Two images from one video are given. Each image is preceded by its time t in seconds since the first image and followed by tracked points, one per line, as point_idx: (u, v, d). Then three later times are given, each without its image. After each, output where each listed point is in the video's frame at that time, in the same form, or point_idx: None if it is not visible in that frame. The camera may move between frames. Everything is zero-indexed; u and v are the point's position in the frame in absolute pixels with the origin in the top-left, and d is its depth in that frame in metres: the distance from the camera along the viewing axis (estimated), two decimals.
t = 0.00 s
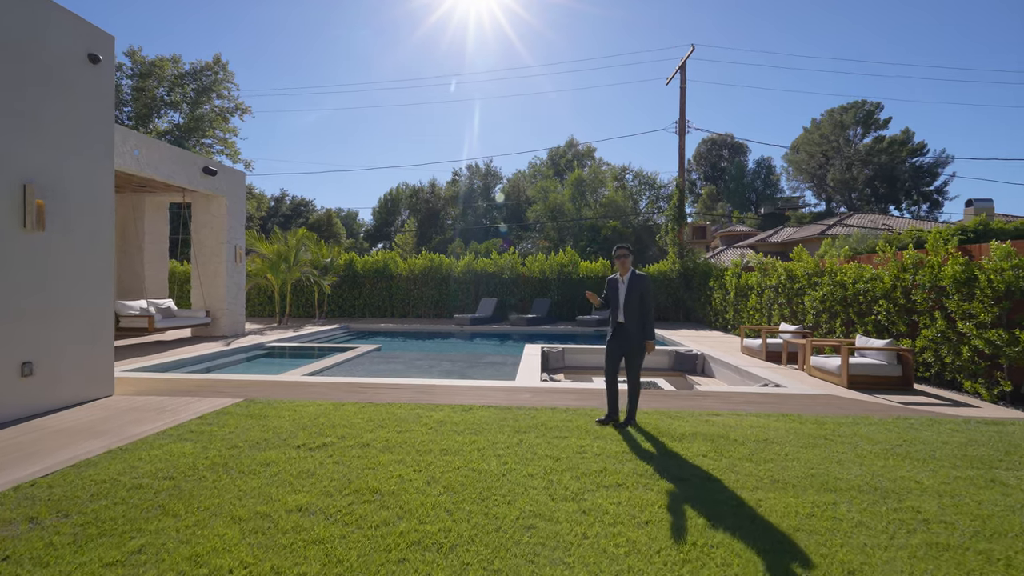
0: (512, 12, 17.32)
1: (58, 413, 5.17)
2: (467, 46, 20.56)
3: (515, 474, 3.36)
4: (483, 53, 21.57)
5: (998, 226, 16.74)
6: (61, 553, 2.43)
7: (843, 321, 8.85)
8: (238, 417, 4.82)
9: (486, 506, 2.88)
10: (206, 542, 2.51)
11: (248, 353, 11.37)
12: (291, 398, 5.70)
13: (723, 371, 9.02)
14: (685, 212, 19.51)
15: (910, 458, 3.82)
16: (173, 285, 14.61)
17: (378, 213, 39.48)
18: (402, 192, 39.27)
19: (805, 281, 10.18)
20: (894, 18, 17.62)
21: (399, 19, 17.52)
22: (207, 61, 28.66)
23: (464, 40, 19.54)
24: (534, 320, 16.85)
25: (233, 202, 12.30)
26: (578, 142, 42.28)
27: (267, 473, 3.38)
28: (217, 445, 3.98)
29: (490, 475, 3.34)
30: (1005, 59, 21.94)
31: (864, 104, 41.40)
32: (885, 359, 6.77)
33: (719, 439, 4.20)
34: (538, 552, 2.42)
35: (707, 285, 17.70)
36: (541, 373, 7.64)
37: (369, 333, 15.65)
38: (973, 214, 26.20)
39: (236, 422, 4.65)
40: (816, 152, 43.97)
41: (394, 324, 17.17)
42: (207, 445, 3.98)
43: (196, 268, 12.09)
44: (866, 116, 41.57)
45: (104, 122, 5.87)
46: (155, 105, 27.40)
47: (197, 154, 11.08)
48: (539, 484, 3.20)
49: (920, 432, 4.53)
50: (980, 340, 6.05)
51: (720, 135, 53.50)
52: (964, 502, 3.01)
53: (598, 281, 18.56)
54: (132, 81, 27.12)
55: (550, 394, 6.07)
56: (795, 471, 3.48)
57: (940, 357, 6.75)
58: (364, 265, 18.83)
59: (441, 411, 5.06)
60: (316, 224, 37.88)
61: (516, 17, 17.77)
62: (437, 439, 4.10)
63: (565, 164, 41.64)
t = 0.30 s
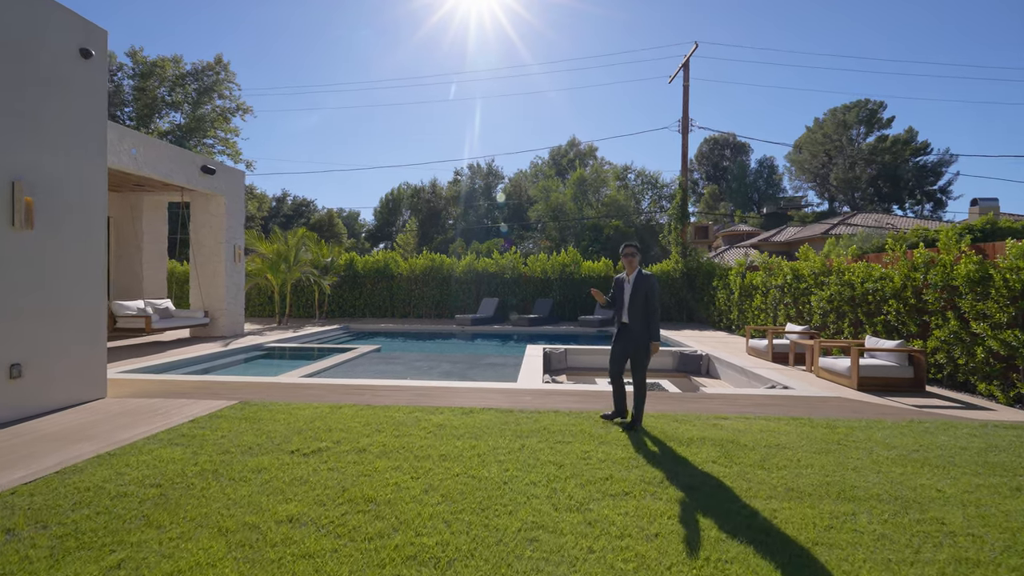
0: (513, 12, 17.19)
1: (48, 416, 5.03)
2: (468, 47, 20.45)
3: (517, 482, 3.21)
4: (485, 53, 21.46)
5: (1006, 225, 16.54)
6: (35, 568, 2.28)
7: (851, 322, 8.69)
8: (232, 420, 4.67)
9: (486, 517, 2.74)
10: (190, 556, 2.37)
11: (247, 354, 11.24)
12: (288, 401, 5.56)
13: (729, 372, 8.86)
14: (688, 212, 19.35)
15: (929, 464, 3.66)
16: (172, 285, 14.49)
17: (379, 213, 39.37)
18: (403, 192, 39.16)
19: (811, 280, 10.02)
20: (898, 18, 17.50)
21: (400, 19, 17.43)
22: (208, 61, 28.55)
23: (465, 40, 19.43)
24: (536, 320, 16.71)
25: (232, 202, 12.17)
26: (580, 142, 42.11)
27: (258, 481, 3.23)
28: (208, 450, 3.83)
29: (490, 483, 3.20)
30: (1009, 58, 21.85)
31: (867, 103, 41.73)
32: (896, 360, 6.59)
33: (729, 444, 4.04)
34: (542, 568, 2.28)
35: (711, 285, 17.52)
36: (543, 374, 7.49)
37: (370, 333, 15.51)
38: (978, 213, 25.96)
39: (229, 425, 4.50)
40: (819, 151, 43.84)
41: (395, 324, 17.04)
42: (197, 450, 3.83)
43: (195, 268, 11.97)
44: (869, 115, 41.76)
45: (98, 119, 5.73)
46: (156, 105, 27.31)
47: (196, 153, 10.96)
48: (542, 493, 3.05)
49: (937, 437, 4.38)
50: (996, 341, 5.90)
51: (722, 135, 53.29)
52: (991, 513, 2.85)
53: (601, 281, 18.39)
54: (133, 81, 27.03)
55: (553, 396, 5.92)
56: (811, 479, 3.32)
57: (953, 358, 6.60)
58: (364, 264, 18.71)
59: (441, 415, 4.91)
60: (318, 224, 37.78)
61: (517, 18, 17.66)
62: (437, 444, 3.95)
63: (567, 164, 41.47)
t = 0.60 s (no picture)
0: (512, 13, 17.08)
1: (32, 419, 4.89)
2: (467, 47, 20.34)
3: (515, 490, 3.08)
4: (484, 53, 21.37)
5: (1007, 225, 16.46)
6: None
7: (854, 322, 8.58)
8: (222, 424, 4.53)
9: (482, 528, 2.60)
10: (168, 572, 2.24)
11: (242, 355, 11.09)
12: (281, 403, 5.43)
13: (730, 373, 8.74)
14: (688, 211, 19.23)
15: (941, 470, 3.53)
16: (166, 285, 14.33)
17: (377, 213, 39.22)
18: (401, 191, 39.00)
19: (813, 280, 9.91)
20: (897, 19, 17.49)
21: (399, 19, 17.32)
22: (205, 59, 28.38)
23: (464, 40, 19.33)
24: (534, 320, 16.58)
25: (227, 201, 12.01)
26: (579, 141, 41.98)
27: (244, 489, 3.09)
28: (194, 456, 3.69)
29: (487, 491, 3.07)
30: (1008, 58, 21.78)
31: (866, 104, 41.47)
32: (902, 361, 6.47)
33: (733, 449, 3.91)
34: None
35: (711, 285, 17.39)
36: (542, 375, 7.37)
37: (367, 334, 15.36)
38: (977, 213, 25.89)
39: (219, 429, 4.36)
40: (818, 152, 43.77)
41: (392, 324, 16.90)
42: (184, 456, 3.70)
43: (189, 268, 11.83)
44: (867, 116, 41.55)
45: (87, 115, 5.62)
46: (153, 104, 27.15)
47: (190, 151, 10.81)
48: (541, 502, 2.92)
49: (947, 441, 4.27)
50: (1003, 343, 5.78)
51: (721, 135, 53.24)
52: (1010, 524, 2.73)
53: (601, 281, 18.27)
54: (130, 79, 26.85)
55: (551, 399, 5.79)
56: (820, 486, 3.19)
57: (959, 360, 6.50)
58: (362, 264, 18.57)
59: (438, 418, 4.78)
60: (316, 223, 37.61)
61: (517, 18, 17.58)
62: (432, 449, 3.82)
63: (566, 163, 41.32)
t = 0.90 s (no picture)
0: (512, 13, 16.96)
1: (17, 423, 4.75)
2: (467, 47, 20.23)
3: (514, 499, 2.95)
4: (483, 53, 21.28)
5: (1008, 226, 16.37)
6: None
7: (857, 323, 8.46)
8: (211, 429, 4.39)
9: (479, 542, 2.47)
10: None
11: (237, 356, 10.94)
12: (274, 406, 5.29)
13: (732, 375, 8.61)
14: (687, 211, 19.11)
15: (956, 477, 3.40)
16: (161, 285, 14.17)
17: (376, 212, 39.07)
18: (400, 190, 38.84)
19: (815, 280, 9.79)
20: (897, 19, 17.48)
21: (399, 19, 17.21)
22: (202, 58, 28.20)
23: (463, 40, 19.22)
24: (534, 321, 16.43)
25: (222, 199, 11.85)
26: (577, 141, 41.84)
27: (231, 499, 2.96)
28: (181, 463, 3.56)
29: (485, 501, 2.93)
30: (1008, 58, 21.72)
31: (863, 105, 41.41)
32: (908, 363, 6.33)
33: (739, 454, 3.79)
34: None
35: (711, 285, 17.27)
36: (541, 377, 7.23)
37: (364, 334, 15.21)
38: (976, 213, 25.77)
39: (208, 434, 4.22)
40: (816, 152, 43.71)
41: (390, 325, 16.73)
42: (170, 462, 3.56)
43: (183, 268, 11.68)
44: (865, 117, 41.47)
45: (74, 111, 5.48)
46: (150, 103, 26.98)
47: (184, 148, 10.65)
48: (541, 512, 2.79)
49: (958, 446, 4.14)
50: (1011, 344, 5.67)
51: (720, 135, 53.19)
52: None
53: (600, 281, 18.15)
54: (127, 78, 26.70)
55: (551, 401, 5.65)
56: (832, 495, 3.06)
57: (966, 361, 6.38)
58: (360, 264, 18.41)
59: (434, 422, 4.65)
60: (313, 223, 37.45)
61: (516, 18, 17.48)
62: (428, 455, 3.69)
63: (565, 163, 41.17)
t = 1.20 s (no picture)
0: (512, 12, 16.83)
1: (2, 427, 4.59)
2: (467, 47, 20.09)
3: (516, 512, 2.79)
4: (483, 53, 21.16)
5: (1011, 226, 16.24)
6: None
7: (864, 324, 8.31)
8: (201, 435, 4.23)
9: (479, 561, 2.31)
10: None
11: (233, 358, 10.76)
12: (268, 410, 5.13)
13: (737, 377, 8.45)
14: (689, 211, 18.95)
15: (978, 487, 3.25)
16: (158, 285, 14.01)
17: (375, 212, 38.90)
18: (400, 190, 38.68)
19: (820, 280, 9.64)
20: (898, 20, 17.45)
21: (399, 19, 17.06)
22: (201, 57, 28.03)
23: (463, 40, 19.09)
24: (534, 322, 16.24)
25: (218, 198, 11.68)
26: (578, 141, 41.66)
27: (217, 511, 2.80)
28: (167, 471, 3.40)
29: (485, 513, 2.79)
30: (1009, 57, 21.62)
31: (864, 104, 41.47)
32: (918, 365, 6.18)
33: (750, 462, 3.63)
34: None
35: (713, 285, 17.11)
36: (542, 379, 7.07)
37: (363, 335, 15.05)
38: (977, 212, 25.62)
39: (197, 440, 4.06)
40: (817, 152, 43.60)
41: (389, 325, 16.56)
42: (155, 471, 3.40)
43: (179, 267, 11.51)
44: (867, 116, 41.43)
45: (62, 105, 5.32)
46: (148, 103, 26.82)
47: (179, 146, 10.49)
48: (545, 527, 2.63)
49: (977, 452, 3.99)
50: None
51: (720, 135, 53.06)
52: None
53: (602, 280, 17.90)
54: (125, 77, 26.56)
55: (553, 405, 5.49)
56: (851, 507, 2.90)
57: (978, 364, 6.23)
58: (359, 264, 18.26)
59: (432, 427, 4.49)
60: (313, 223, 37.29)
61: (516, 18, 17.36)
62: (426, 463, 3.53)
63: (565, 162, 40.99)
